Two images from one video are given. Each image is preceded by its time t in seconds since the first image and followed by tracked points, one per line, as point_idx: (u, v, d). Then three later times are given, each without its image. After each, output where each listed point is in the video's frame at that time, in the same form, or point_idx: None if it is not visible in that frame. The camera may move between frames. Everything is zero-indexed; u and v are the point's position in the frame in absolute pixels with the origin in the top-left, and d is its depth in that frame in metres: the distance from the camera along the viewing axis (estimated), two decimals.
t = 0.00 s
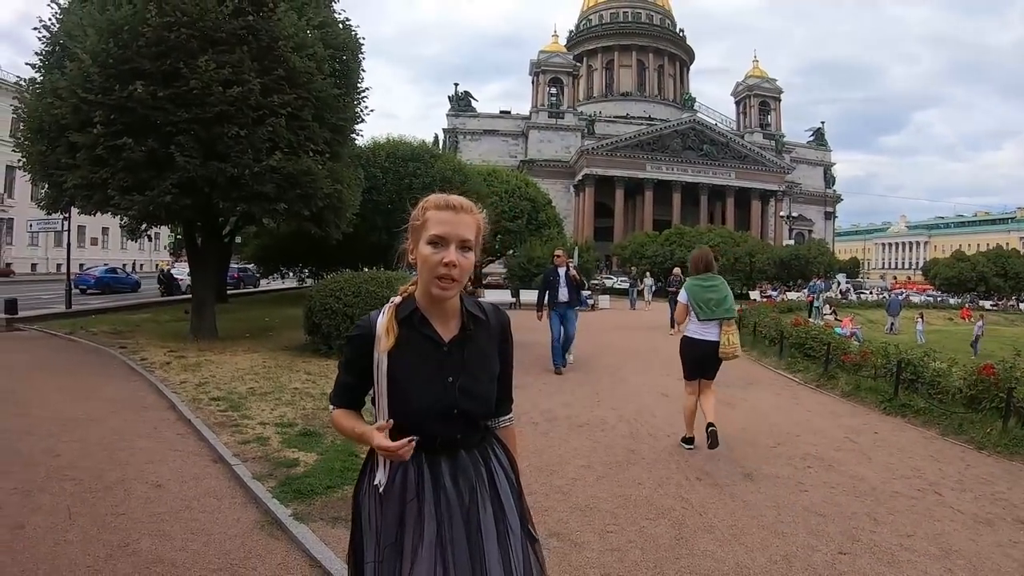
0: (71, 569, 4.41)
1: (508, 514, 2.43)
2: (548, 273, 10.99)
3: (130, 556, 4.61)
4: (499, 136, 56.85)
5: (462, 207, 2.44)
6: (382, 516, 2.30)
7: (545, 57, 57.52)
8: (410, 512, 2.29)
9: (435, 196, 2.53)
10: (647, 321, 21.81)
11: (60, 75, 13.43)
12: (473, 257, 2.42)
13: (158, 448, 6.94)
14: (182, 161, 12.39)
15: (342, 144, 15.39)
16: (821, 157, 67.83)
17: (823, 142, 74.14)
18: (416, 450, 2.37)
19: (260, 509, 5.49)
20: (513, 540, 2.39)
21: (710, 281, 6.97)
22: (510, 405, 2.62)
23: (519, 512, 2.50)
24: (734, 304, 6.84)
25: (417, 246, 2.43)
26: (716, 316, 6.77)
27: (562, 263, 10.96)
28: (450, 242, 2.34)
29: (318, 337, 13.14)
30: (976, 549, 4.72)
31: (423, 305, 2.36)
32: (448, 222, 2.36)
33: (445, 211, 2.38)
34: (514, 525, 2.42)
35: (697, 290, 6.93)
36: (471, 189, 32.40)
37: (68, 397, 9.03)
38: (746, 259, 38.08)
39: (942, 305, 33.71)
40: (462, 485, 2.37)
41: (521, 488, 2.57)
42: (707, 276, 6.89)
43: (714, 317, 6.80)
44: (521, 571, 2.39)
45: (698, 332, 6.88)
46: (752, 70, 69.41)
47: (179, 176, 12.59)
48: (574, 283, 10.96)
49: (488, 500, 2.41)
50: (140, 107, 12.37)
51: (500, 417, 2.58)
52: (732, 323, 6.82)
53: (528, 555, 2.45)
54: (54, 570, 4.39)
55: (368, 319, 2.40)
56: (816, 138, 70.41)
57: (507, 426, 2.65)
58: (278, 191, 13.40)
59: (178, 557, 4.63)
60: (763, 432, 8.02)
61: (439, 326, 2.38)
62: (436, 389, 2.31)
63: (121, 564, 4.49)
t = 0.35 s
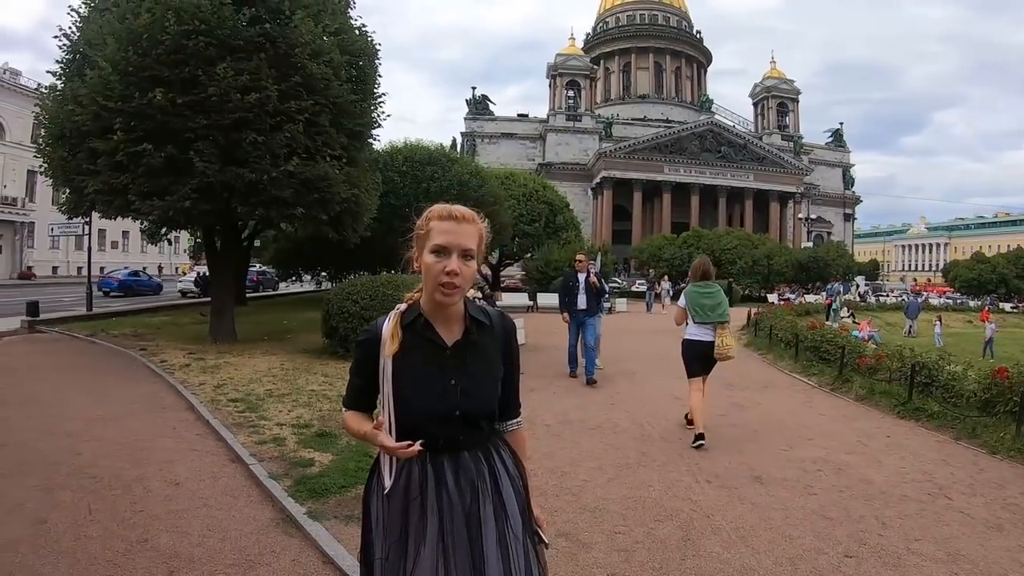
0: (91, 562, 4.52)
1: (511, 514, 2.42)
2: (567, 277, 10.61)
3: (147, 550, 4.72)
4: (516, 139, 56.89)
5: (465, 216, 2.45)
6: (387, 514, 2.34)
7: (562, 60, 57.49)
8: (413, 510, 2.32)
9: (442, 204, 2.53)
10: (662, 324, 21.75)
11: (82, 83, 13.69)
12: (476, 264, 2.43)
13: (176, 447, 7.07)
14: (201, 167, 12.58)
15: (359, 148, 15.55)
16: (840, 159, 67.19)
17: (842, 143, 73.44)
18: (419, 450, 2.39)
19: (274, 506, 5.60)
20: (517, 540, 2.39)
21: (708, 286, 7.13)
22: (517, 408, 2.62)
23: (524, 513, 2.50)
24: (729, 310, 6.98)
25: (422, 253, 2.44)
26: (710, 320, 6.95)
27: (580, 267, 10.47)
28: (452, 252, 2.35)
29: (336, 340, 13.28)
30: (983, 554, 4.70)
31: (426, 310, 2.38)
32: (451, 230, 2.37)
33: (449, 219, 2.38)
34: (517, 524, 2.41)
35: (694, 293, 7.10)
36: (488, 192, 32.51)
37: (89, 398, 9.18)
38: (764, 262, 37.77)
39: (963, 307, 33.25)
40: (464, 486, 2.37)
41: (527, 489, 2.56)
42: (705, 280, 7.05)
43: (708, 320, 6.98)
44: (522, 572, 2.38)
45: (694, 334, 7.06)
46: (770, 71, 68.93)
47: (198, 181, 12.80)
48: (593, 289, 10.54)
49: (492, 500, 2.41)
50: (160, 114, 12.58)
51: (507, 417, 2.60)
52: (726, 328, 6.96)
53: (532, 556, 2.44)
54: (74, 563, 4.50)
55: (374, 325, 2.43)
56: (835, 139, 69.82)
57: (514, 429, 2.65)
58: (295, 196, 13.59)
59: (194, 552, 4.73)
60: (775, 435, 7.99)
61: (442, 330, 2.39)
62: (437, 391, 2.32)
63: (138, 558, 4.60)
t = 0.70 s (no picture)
0: (107, 553, 4.63)
1: (512, 518, 2.37)
2: (590, 276, 10.30)
3: (161, 542, 4.83)
4: (536, 139, 56.87)
5: (474, 216, 2.41)
6: (388, 513, 2.33)
7: (582, 60, 57.42)
8: (414, 510, 2.31)
9: (453, 206, 2.50)
10: (678, 325, 21.70)
11: (103, 87, 13.96)
12: (483, 267, 2.38)
13: (194, 443, 7.21)
14: (221, 169, 12.77)
15: (377, 150, 15.68)
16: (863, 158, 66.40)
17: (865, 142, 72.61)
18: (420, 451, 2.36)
19: (288, 501, 5.70)
20: (518, 543, 2.36)
21: (713, 280, 7.83)
22: (524, 410, 2.57)
23: (527, 515, 2.46)
24: (733, 303, 7.69)
25: (429, 252, 2.41)
26: (715, 313, 7.68)
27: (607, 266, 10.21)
28: (458, 251, 2.32)
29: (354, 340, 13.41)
30: (991, 557, 4.66)
31: (431, 310, 2.34)
32: (459, 231, 2.34)
33: (459, 220, 2.35)
34: (518, 526, 2.37)
35: (700, 288, 7.84)
36: (506, 193, 32.59)
37: (110, 395, 9.37)
38: (785, 262, 37.28)
39: (986, 308, 32.71)
40: (464, 487, 2.34)
41: (531, 493, 2.51)
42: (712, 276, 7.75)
43: (714, 313, 7.70)
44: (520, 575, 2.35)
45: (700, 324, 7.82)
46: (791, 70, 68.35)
47: (217, 183, 13.00)
48: (617, 289, 10.21)
49: (493, 503, 2.36)
50: (179, 117, 12.80)
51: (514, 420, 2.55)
52: (730, 319, 7.68)
53: (533, 559, 2.40)
54: (90, 554, 4.61)
55: (381, 326, 2.41)
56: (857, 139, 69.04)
57: (521, 432, 2.60)
58: (314, 197, 13.76)
59: (208, 545, 4.83)
60: (787, 436, 7.95)
61: (446, 332, 2.36)
62: (439, 391, 2.29)
63: (153, 549, 4.70)
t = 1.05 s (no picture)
0: (121, 539, 4.75)
1: (522, 519, 2.31)
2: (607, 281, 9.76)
3: (174, 530, 4.95)
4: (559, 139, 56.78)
5: (504, 220, 2.31)
6: (398, 513, 2.26)
7: (604, 59, 57.25)
8: (423, 510, 2.24)
9: (477, 202, 2.40)
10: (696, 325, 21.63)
11: (126, 88, 14.25)
12: (503, 270, 2.29)
13: (212, 437, 7.36)
14: (241, 169, 12.99)
15: (396, 150, 15.80)
16: (888, 158, 65.47)
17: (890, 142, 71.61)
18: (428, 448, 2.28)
19: (300, 492, 5.81)
20: (527, 544, 2.30)
21: (717, 280, 8.36)
22: (539, 409, 2.50)
23: (537, 516, 2.39)
24: (736, 302, 8.29)
25: (450, 249, 2.31)
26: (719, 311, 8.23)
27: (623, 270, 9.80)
28: (481, 252, 2.20)
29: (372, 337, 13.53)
30: (999, 564, 4.63)
31: (443, 308, 2.26)
32: (486, 233, 2.23)
33: (486, 221, 2.25)
34: (526, 530, 2.31)
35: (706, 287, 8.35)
36: (528, 194, 32.62)
37: (132, 389, 9.59)
38: (807, 263, 36.81)
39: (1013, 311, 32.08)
40: (473, 488, 2.26)
41: (545, 495, 2.43)
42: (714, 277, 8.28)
43: (719, 311, 8.28)
44: None
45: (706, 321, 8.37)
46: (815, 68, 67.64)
47: (238, 182, 13.20)
48: (636, 293, 9.86)
49: (503, 506, 2.28)
50: (200, 118, 13.02)
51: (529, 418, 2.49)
52: (734, 317, 8.31)
53: (542, 562, 2.35)
54: (105, 540, 4.74)
55: (392, 322, 2.33)
56: (882, 138, 68.19)
57: (536, 432, 2.52)
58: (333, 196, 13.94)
59: (219, 533, 4.94)
60: (799, 437, 7.91)
61: (458, 329, 2.27)
62: (449, 389, 2.20)
63: (166, 537, 4.82)
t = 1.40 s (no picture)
0: (137, 527, 4.89)
1: (543, 519, 2.26)
2: (623, 277, 9.37)
3: (188, 519, 5.07)
4: (580, 138, 56.65)
5: (533, 208, 2.27)
6: (417, 508, 2.21)
7: (625, 59, 57.04)
8: (444, 506, 2.20)
9: (509, 192, 2.35)
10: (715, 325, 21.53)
11: (148, 90, 14.55)
12: (534, 261, 2.25)
13: (229, 431, 7.50)
14: (262, 169, 13.19)
15: (415, 149, 15.92)
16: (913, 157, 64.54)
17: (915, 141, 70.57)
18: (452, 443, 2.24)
19: (313, 485, 5.91)
20: (546, 545, 2.24)
21: (728, 278, 8.62)
22: (565, 408, 2.45)
23: (559, 516, 2.33)
24: (744, 299, 8.56)
25: (480, 239, 2.29)
26: (728, 308, 8.55)
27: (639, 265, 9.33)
28: (511, 244, 2.18)
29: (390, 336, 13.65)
30: (1008, 568, 4.60)
31: (476, 298, 2.23)
32: (517, 224, 2.19)
33: (515, 211, 2.20)
34: (548, 530, 2.25)
35: (716, 285, 8.64)
36: (548, 194, 32.64)
37: (154, 385, 9.79)
38: (828, 263, 36.35)
39: None
40: (496, 485, 2.21)
41: (568, 496, 2.38)
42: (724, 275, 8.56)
43: (729, 308, 8.59)
44: None
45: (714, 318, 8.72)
46: (838, 67, 66.83)
47: (258, 182, 13.39)
48: (654, 289, 9.40)
49: (526, 503, 2.24)
50: (221, 119, 13.24)
51: (555, 417, 2.44)
52: (744, 314, 8.59)
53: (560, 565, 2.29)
54: (122, 528, 4.88)
55: (421, 310, 2.30)
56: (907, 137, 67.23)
57: (560, 432, 2.47)
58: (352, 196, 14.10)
59: (232, 523, 5.05)
60: (812, 437, 7.88)
61: (489, 319, 2.24)
62: (477, 382, 2.17)
63: (181, 526, 4.95)
